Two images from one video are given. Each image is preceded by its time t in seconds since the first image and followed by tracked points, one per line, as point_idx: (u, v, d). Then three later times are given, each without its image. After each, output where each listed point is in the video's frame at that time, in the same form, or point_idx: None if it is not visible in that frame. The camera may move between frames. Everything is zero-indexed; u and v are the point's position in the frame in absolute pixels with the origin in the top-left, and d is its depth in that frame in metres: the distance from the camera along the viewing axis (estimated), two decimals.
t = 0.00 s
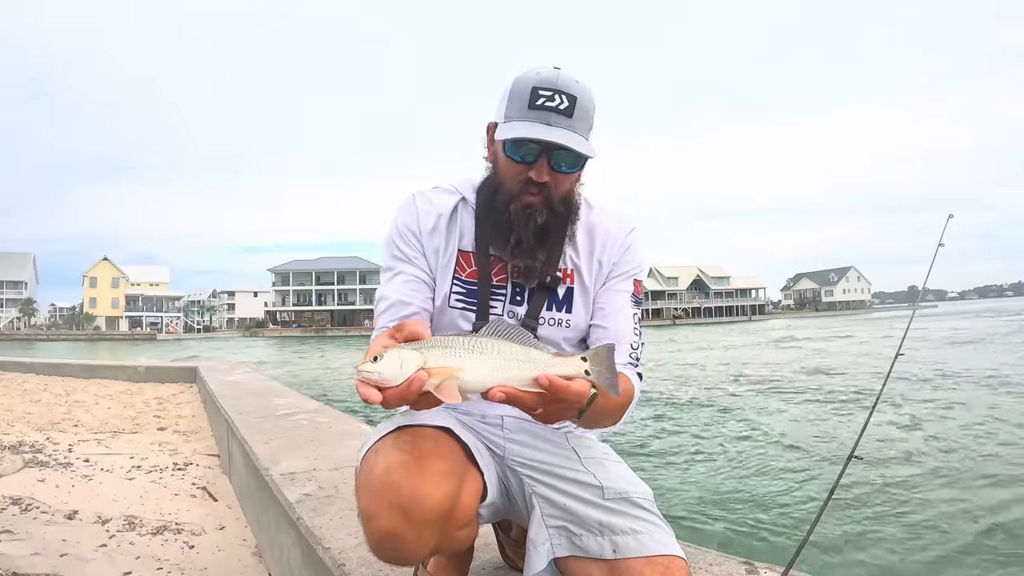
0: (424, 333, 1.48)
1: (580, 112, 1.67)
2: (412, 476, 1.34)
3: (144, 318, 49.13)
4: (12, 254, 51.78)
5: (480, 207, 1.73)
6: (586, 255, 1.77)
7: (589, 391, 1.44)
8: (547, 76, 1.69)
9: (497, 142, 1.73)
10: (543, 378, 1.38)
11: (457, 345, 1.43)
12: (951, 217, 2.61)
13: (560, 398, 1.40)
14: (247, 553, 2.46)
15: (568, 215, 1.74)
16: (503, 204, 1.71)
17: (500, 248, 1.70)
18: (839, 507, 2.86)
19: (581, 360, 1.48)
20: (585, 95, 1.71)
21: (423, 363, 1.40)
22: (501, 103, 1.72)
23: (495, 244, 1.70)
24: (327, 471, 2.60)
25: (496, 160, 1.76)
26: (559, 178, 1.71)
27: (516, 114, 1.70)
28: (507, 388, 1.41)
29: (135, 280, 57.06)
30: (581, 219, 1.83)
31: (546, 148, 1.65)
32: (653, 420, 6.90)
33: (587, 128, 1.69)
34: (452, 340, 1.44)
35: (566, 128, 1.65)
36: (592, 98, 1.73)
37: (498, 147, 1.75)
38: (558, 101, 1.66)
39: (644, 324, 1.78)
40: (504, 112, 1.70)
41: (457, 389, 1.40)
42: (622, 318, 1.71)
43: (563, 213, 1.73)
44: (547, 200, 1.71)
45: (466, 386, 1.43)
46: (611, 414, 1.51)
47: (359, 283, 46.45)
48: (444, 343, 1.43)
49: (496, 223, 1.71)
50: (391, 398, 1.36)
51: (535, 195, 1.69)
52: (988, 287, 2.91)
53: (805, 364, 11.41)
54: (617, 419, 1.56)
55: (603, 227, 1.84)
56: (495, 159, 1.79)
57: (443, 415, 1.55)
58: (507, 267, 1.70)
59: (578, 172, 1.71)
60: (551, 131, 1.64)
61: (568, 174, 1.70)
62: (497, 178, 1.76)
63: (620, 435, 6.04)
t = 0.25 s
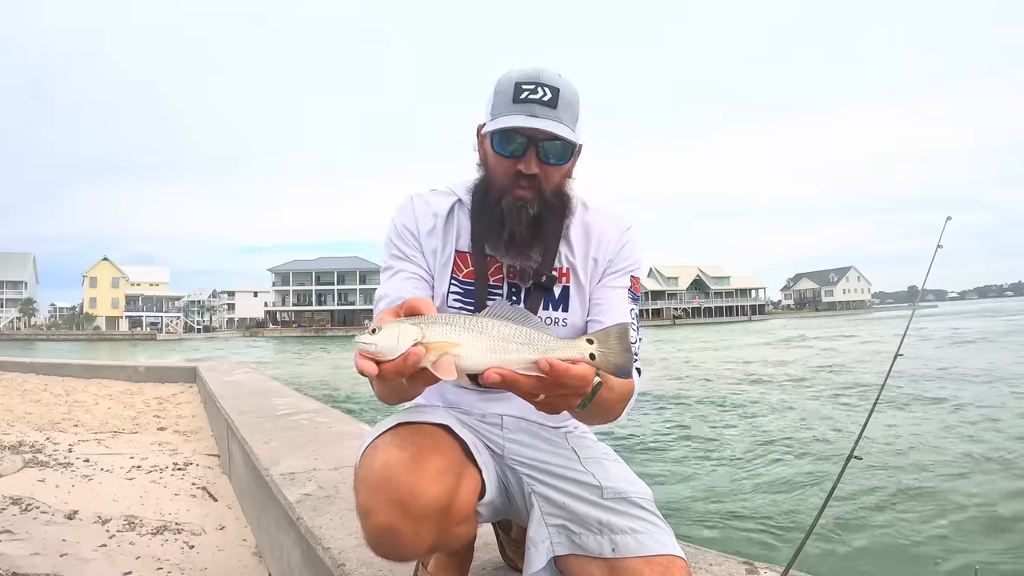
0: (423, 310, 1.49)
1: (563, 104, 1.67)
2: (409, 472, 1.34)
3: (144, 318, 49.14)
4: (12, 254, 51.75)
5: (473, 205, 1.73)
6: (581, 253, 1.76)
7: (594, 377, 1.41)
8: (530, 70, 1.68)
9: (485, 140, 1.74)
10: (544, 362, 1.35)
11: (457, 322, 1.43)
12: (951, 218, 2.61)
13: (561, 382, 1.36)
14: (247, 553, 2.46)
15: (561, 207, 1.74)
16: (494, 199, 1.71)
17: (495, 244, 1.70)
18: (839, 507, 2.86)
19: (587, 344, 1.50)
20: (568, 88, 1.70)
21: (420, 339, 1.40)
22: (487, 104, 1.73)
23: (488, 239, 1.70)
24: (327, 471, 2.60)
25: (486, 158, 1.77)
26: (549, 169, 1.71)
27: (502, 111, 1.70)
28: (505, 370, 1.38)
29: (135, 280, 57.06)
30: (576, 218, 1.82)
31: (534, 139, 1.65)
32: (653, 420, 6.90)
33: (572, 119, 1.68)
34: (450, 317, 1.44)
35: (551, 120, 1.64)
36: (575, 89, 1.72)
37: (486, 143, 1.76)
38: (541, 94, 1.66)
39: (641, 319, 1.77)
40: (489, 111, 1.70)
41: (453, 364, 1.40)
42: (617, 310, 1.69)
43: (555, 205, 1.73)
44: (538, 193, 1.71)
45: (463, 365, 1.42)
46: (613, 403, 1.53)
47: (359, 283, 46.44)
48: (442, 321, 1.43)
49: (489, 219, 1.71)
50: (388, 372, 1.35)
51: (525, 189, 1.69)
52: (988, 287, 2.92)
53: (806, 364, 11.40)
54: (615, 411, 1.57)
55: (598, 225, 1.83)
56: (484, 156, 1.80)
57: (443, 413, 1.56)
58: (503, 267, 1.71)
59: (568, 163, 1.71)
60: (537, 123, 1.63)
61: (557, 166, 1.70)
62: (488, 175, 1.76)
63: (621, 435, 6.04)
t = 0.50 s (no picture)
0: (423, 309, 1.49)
1: (551, 98, 1.67)
2: (409, 469, 1.35)
3: (144, 318, 49.16)
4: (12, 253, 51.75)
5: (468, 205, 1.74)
6: (578, 253, 1.76)
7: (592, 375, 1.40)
8: (516, 68, 1.69)
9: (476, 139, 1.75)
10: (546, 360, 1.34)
11: (457, 321, 1.43)
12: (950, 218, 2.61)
13: (561, 379, 1.36)
14: (247, 553, 2.46)
15: (554, 204, 1.74)
16: (487, 198, 1.71)
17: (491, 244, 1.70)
18: (839, 507, 2.86)
19: (586, 342, 1.48)
20: (556, 83, 1.71)
21: (421, 338, 1.40)
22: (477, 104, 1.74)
23: (483, 238, 1.71)
24: (327, 471, 2.60)
25: (478, 158, 1.78)
26: (540, 165, 1.71)
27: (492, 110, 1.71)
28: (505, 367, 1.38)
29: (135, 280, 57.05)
30: (573, 219, 1.82)
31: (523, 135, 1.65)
32: (653, 420, 6.90)
33: (560, 113, 1.68)
34: (451, 316, 1.45)
35: (539, 114, 1.64)
36: (563, 83, 1.72)
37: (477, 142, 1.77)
38: (529, 89, 1.66)
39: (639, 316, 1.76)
40: (479, 110, 1.71)
41: (455, 363, 1.40)
42: (614, 309, 1.68)
43: (549, 201, 1.73)
44: (531, 189, 1.71)
45: (465, 363, 1.42)
46: (612, 401, 1.53)
47: (359, 283, 46.43)
48: (443, 319, 1.44)
49: (484, 218, 1.71)
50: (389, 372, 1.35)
51: (518, 185, 1.69)
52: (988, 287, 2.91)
53: (806, 364, 11.40)
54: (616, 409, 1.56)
55: (595, 225, 1.83)
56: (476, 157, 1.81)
57: (443, 412, 1.56)
58: (502, 268, 1.71)
59: (558, 158, 1.72)
60: (526, 118, 1.64)
61: (548, 161, 1.71)
62: (481, 175, 1.77)
63: (621, 435, 6.04)
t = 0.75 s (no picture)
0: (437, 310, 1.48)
1: (542, 98, 1.67)
2: (411, 469, 1.34)
3: (144, 318, 49.18)
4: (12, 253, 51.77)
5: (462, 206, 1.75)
6: (576, 252, 1.76)
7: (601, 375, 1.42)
8: (507, 69, 1.70)
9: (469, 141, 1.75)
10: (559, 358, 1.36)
11: (471, 321, 1.44)
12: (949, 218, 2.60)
13: (573, 379, 1.38)
14: (247, 553, 2.46)
15: (545, 204, 1.73)
16: (480, 198, 1.72)
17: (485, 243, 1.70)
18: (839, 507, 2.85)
19: (595, 342, 1.52)
20: (547, 83, 1.71)
21: (435, 337, 1.41)
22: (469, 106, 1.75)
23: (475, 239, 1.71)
24: (327, 471, 2.60)
25: (471, 159, 1.78)
26: (532, 165, 1.71)
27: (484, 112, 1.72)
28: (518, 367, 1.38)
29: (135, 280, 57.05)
30: (570, 218, 1.81)
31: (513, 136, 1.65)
32: (653, 420, 6.90)
33: (551, 112, 1.68)
34: (465, 316, 1.46)
35: (529, 114, 1.64)
36: (554, 84, 1.72)
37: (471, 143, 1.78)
38: (519, 90, 1.67)
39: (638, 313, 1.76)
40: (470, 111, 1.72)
41: (472, 361, 1.38)
42: (614, 312, 1.68)
43: (539, 201, 1.73)
44: (523, 189, 1.71)
45: (480, 363, 1.41)
46: (613, 400, 1.50)
47: (359, 283, 46.42)
48: (457, 319, 1.45)
49: (477, 218, 1.72)
50: (406, 369, 1.32)
51: (509, 185, 1.69)
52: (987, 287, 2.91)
53: (806, 364, 11.41)
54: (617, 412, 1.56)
55: (593, 224, 1.82)
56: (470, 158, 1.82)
57: (444, 412, 1.56)
58: (500, 268, 1.71)
59: (550, 157, 1.71)
60: (516, 119, 1.64)
61: (539, 161, 1.70)
62: (474, 176, 1.77)
63: (620, 435, 6.04)
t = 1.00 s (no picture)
0: (443, 309, 1.48)
1: (544, 100, 1.67)
2: (410, 470, 1.34)
3: (144, 318, 49.19)
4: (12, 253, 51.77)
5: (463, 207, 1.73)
6: (574, 250, 1.76)
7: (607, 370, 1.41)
8: (507, 70, 1.69)
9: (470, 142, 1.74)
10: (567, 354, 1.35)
11: (480, 320, 1.44)
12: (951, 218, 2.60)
13: (581, 374, 1.37)
14: (247, 553, 2.46)
15: (550, 203, 1.74)
16: (484, 200, 1.71)
17: (487, 244, 1.71)
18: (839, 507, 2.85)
19: (601, 337, 1.52)
20: (547, 84, 1.71)
21: (444, 337, 1.40)
22: (469, 106, 1.73)
23: (479, 240, 1.70)
24: (327, 471, 2.60)
25: (471, 160, 1.77)
26: (534, 167, 1.71)
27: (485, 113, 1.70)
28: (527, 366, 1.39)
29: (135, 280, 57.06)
30: (567, 215, 1.81)
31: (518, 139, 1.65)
32: (653, 420, 6.89)
33: (553, 114, 1.69)
34: (472, 316, 1.45)
35: (533, 117, 1.64)
36: (555, 85, 1.73)
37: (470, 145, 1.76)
38: (521, 92, 1.66)
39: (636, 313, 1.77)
40: (472, 113, 1.70)
41: (482, 360, 1.38)
42: (613, 312, 1.69)
43: (544, 201, 1.73)
44: (527, 190, 1.71)
45: (490, 362, 1.41)
46: (612, 396, 1.50)
47: (359, 283, 46.41)
48: (465, 319, 1.44)
49: (480, 219, 1.71)
50: (417, 370, 1.32)
51: (514, 186, 1.68)
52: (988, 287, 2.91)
53: (806, 364, 11.40)
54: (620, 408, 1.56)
55: (590, 223, 1.82)
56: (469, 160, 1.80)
57: (443, 412, 1.56)
58: (498, 268, 1.72)
59: (551, 158, 1.72)
60: (521, 121, 1.64)
61: (542, 162, 1.71)
62: (475, 177, 1.77)
63: (621, 435, 6.04)
